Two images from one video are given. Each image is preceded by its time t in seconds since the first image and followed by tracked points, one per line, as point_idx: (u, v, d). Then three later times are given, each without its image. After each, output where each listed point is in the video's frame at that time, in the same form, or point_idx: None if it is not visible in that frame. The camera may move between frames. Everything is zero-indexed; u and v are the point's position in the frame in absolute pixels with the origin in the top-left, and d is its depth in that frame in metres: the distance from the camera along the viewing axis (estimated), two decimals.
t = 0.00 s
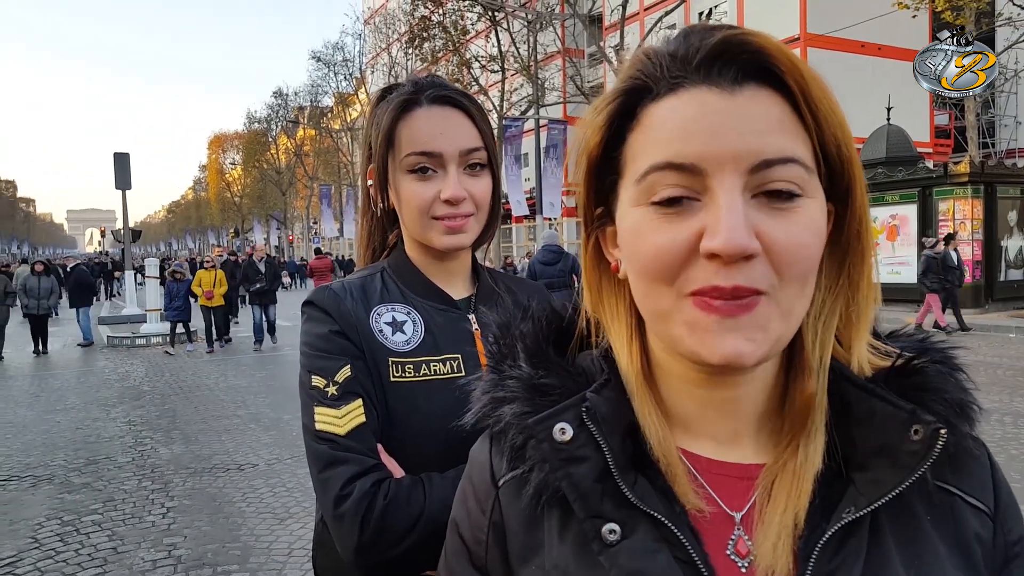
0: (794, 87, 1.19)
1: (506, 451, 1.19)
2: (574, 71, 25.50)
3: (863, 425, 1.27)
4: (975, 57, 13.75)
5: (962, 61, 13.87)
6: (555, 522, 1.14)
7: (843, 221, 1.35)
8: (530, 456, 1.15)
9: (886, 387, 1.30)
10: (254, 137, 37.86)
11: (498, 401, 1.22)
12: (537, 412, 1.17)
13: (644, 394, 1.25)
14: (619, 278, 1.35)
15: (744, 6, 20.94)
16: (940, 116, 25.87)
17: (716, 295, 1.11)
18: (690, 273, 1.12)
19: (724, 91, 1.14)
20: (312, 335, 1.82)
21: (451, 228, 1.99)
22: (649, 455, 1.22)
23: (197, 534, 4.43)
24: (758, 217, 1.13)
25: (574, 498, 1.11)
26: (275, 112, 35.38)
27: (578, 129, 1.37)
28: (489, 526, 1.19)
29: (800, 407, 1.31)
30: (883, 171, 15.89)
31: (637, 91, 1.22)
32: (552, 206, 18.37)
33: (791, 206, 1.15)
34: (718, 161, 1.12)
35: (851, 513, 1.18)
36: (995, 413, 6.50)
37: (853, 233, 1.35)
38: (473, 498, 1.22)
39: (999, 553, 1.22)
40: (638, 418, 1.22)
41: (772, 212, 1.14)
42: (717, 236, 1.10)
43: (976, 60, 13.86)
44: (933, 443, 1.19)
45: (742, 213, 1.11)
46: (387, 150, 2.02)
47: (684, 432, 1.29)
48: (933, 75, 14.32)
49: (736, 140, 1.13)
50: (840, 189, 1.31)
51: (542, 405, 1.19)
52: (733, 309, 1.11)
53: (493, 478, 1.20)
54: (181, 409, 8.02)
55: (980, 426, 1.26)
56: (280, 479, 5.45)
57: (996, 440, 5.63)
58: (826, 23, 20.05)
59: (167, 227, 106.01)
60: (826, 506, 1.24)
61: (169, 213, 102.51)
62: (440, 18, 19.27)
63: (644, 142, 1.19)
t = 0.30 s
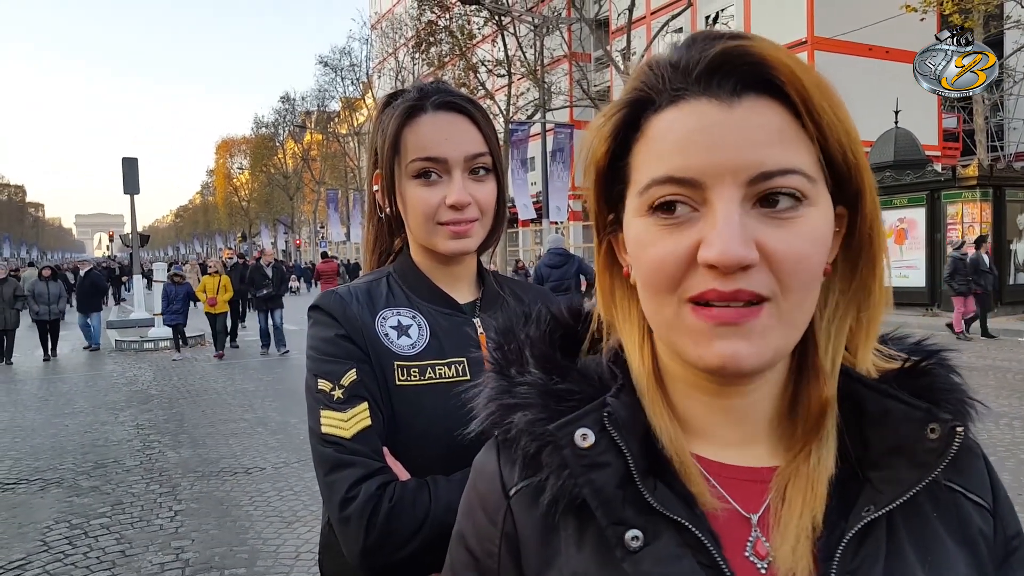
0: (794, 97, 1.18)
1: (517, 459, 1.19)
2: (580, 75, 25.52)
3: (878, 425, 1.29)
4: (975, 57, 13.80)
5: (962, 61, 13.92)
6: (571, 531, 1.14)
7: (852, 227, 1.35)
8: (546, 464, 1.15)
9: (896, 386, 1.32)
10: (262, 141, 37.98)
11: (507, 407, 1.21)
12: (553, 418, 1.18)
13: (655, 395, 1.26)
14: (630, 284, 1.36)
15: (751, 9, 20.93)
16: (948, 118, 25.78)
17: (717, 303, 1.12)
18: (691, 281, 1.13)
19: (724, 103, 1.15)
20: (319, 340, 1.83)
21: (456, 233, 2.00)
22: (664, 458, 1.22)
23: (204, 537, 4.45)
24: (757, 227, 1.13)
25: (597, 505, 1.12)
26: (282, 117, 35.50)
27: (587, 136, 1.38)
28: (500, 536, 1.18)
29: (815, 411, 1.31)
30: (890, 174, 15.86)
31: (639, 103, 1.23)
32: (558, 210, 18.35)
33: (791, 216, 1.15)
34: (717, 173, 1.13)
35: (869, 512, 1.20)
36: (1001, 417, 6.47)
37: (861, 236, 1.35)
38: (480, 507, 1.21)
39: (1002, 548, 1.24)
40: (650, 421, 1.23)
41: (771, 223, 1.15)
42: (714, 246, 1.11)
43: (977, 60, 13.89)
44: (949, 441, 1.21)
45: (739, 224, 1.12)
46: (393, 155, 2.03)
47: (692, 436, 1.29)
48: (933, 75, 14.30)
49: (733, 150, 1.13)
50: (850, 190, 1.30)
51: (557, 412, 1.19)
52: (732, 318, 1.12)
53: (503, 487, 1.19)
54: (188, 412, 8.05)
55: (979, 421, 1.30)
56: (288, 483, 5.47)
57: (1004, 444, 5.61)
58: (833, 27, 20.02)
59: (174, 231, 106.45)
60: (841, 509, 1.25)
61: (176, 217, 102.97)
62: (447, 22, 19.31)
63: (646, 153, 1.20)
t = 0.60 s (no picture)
0: (789, 101, 1.14)
1: (524, 460, 1.17)
2: (584, 76, 25.51)
3: (889, 427, 1.28)
4: (975, 56, 13.76)
5: (962, 61, 13.89)
6: (581, 535, 1.13)
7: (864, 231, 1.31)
8: (555, 467, 1.13)
9: (904, 387, 1.32)
10: (266, 142, 38.00)
11: (514, 408, 1.20)
12: (564, 420, 1.16)
13: (661, 397, 1.24)
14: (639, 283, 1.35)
15: (755, 10, 20.91)
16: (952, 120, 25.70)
17: (707, 312, 1.11)
18: (681, 288, 1.13)
19: (715, 108, 1.12)
20: (321, 339, 1.82)
21: (458, 234, 2.00)
22: (673, 459, 1.21)
23: (207, 538, 4.44)
24: (748, 236, 1.11)
25: (610, 508, 1.10)
26: (286, 118, 35.53)
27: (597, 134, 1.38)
28: (506, 541, 1.16)
29: (822, 415, 1.30)
30: (895, 176, 15.84)
31: (637, 106, 1.22)
32: (562, 211, 18.32)
33: (784, 223, 1.13)
34: (705, 179, 1.11)
35: (879, 515, 1.18)
36: (1006, 419, 6.44)
37: (870, 241, 1.32)
38: (485, 511, 1.19)
39: (1007, 550, 1.24)
40: (657, 422, 1.21)
41: (762, 231, 1.12)
42: (701, 255, 1.10)
43: (976, 60, 13.87)
44: (960, 444, 1.20)
45: (727, 231, 1.10)
46: (396, 155, 2.02)
47: (696, 437, 1.28)
48: (932, 75, 14.31)
49: (720, 158, 1.11)
50: (855, 196, 1.24)
51: (568, 414, 1.18)
52: (718, 328, 1.11)
53: (509, 491, 1.18)
54: (192, 413, 8.05)
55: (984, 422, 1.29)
56: (291, 483, 5.47)
57: (1008, 447, 5.58)
58: (838, 28, 19.97)
59: (178, 232, 106.58)
60: (850, 511, 1.24)
61: (180, 219, 103.17)
62: (451, 22, 19.31)
63: (642, 157, 1.19)
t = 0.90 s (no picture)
0: (844, 105, 1.18)
1: (528, 459, 1.19)
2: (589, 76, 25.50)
3: (896, 428, 1.27)
4: (975, 57, 13.81)
5: (962, 61, 13.96)
6: (582, 533, 1.14)
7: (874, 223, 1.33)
8: (556, 466, 1.15)
9: (912, 389, 1.31)
10: (271, 141, 38.04)
11: (518, 408, 1.21)
12: (564, 420, 1.17)
13: (668, 400, 1.24)
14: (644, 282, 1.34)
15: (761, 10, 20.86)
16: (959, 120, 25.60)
17: (756, 315, 1.11)
18: (730, 293, 1.11)
19: (774, 108, 1.11)
20: (330, 336, 1.84)
21: (466, 232, 2.00)
22: (675, 459, 1.21)
23: (214, 536, 4.46)
24: (803, 239, 1.12)
25: (606, 508, 1.11)
26: (292, 117, 35.56)
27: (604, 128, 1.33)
28: (511, 537, 1.18)
29: (829, 413, 1.31)
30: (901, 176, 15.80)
31: (676, 98, 1.18)
32: (567, 211, 18.30)
33: (832, 225, 1.14)
34: (766, 181, 1.10)
35: (884, 518, 1.18)
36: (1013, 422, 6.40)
37: (879, 241, 1.35)
38: (492, 509, 1.21)
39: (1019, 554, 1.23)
40: (661, 424, 1.22)
41: (814, 233, 1.13)
42: (762, 260, 1.09)
43: (976, 60, 13.91)
44: (968, 446, 1.19)
45: (788, 236, 1.10)
46: (405, 153, 2.04)
47: (705, 439, 1.28)
48: (933, 75, 14.39)
49: (784, 158, 1.10)
50: (873, 195, 1.30)
51: (569, 414, 1.18)
52: (774, 332, 1.11)
53: (514, 489, 1.19)
54: (198, 411, 8.08)
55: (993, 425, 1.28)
56: (296, 481, 5.49)
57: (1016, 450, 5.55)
58: (844, 28, 19.92)
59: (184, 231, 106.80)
60: (855, 514, 1.24)
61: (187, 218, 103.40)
62: (456, 22, 19.30)
63: (682, 154, 1.16)
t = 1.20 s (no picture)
0: (849, 98, 1.14)
1: (531, 454, 1.16)
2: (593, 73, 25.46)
3: (900, 427, 1.24)
4: (975, 57, 13.77)
5: (962, 61, 13.94)
6: (581, 527, 1.11)
7: (885, 216, 1.31)
8: (556, 461, 1.13)
9: (918, 387, 1.28)
10: (275, 139, 38.02)
11: (522, 403, 1.18)
12: (563, 415, 1.15)
13: (672, 398, 1.21)
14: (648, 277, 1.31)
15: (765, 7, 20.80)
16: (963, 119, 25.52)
17: (754, 311, 1.08)
18: (729, 288, 1.09)
19: (775, 99, 1.08)
20: (331, 331, 1.81)
21: (466, 234, 1.97)
22: (675, 457, 1.19)
23: (216, 534, 4.45)
24: (805, 234, 1.09)
25: (603, 504, 1.09)
26: (295, 115, 35.55)
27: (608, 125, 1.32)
28: (512, 530, 1.16)
29: (835, 411, 1.28)
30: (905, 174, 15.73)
31: (680, 90, 1.15)
32: (571, 210, 18.26)
33: (836, 218, 1.11)
34: (765, 174, 1.07)
35: (885, 518, 1.15)
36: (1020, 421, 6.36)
37: (891, 237, 1.32)
38: (495, 504, 1.19)
39: None
40: (663, 422, 1.19)
41: (816, 228, 1.10)
42: (762, 254, 1.06)
43: (976, 60, 13.89)
44: (973, 448, 1.16)
45: (789, 229, 1.07)
46: (407, 153, 2.01)
47: (707, 437, 1.26)
48: (932, 75, 14.42)
49: (783, 152, 1.07)
50: (882, 189, 1.28)
51: (567, 409, 1.16)
52: (774, 328, 1.08)
53: (516, 482, 1.17)
54: (200, 409, 8.07)
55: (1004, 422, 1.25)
56: (299, 479, 5.47)
57: None
58: (849, 25, 19.82)
59: (188, 229, 106.82)
60: (858, 514, 1.21)
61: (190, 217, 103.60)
62: (460, 20, 19.28)
63: (683, 145, 1.13)
